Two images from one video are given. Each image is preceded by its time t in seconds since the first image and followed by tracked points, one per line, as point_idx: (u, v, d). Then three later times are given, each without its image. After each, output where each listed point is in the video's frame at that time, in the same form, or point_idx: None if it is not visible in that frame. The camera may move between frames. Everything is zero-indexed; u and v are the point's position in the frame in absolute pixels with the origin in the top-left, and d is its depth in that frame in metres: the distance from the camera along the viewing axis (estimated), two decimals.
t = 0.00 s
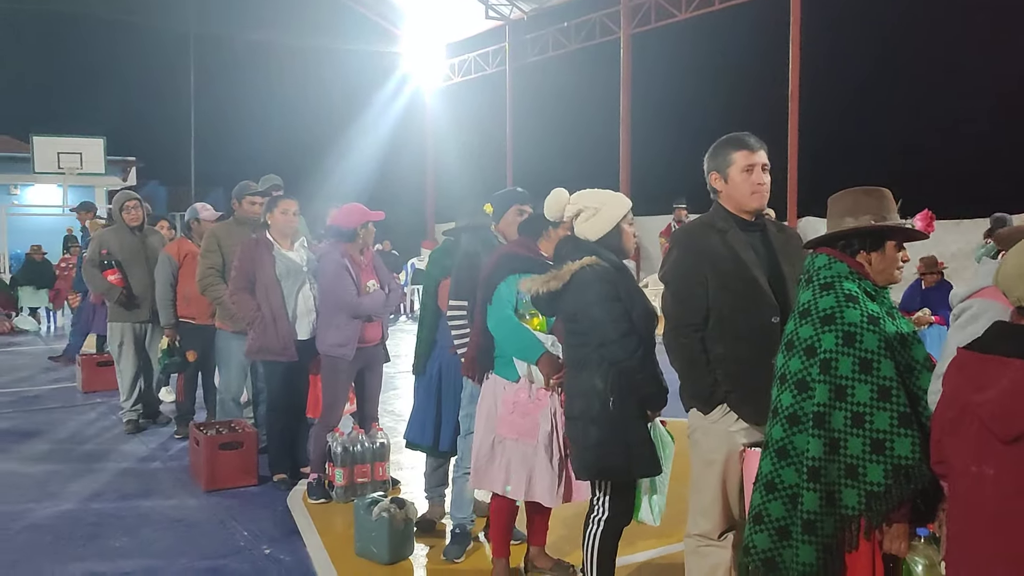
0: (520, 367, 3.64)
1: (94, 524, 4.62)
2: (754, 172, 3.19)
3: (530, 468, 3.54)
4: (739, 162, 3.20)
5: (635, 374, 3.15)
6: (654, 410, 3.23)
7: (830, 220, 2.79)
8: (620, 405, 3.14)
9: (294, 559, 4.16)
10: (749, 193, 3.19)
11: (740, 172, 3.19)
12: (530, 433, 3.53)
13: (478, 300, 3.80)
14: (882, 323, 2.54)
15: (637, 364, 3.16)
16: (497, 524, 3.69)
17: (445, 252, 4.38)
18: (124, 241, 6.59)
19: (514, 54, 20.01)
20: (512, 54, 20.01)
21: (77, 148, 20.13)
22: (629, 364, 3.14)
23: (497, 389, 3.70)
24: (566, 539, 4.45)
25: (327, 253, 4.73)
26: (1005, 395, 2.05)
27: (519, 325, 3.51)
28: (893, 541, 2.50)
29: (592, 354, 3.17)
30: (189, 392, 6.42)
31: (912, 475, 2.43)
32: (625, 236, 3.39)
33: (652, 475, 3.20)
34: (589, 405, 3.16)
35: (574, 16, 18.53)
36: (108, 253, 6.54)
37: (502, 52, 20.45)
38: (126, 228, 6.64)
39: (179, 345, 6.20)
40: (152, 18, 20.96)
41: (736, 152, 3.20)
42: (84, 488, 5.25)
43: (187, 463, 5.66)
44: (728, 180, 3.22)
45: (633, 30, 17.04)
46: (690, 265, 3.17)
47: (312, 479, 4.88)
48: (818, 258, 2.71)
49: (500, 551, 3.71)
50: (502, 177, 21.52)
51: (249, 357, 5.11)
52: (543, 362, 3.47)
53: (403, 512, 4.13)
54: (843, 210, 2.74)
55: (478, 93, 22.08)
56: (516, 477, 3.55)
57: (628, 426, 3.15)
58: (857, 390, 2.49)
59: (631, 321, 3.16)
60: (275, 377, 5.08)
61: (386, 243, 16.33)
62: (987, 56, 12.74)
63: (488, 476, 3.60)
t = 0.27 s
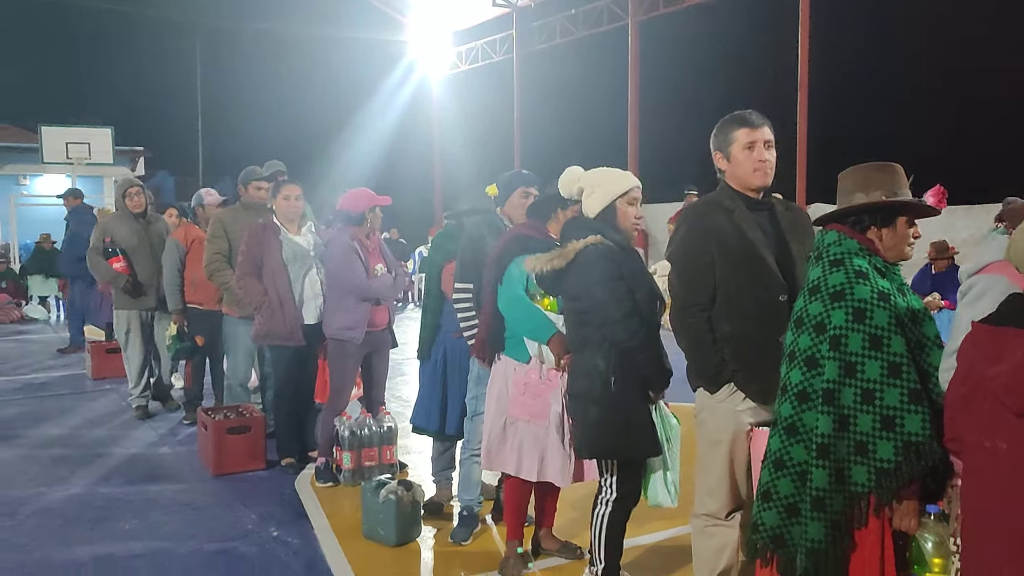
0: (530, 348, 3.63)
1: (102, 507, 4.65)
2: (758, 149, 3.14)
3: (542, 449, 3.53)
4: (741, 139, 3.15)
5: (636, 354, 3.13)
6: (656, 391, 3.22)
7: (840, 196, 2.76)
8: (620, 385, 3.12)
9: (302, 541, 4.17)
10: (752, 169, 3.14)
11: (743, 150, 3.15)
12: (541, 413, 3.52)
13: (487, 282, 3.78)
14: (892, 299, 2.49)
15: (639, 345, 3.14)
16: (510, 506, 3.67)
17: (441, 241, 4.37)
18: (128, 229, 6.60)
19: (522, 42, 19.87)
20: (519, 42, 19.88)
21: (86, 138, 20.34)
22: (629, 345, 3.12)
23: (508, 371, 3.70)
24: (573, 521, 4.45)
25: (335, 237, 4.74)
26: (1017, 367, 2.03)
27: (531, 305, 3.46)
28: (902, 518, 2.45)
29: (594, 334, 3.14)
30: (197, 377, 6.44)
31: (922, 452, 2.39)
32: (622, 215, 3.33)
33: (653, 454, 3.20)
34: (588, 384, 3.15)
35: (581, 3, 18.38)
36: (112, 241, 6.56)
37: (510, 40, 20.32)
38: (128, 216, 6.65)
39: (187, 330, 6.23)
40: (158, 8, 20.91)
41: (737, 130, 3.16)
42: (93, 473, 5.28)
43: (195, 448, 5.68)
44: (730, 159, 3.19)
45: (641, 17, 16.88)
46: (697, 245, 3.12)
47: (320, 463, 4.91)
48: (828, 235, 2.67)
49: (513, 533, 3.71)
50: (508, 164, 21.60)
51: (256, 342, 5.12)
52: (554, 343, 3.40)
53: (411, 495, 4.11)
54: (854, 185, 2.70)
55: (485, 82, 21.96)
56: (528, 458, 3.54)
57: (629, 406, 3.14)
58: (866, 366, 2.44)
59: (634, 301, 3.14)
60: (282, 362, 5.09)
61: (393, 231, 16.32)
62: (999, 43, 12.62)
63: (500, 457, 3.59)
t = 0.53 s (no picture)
0: (536, 336, 3.61)
1: (110, 495, 4.67)
2: (762, 135, 3.12)
3: (548, 436, 3.54)
4: (745, 125, 3.13)
5: (636, 342, 3.13)
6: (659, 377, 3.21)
7: (846, 180, 2.76)
8: (620, 372, 3.14)
9: (309, 528, 4.19)
10: (756, 155, 3.13)
11: (746, 136, 3.13)
12: (548, 401, 3.53)
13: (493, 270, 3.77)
14: (899, 283, 2.49)
15: (639, 331, 3.13)
16: (517, 494, 3.68)
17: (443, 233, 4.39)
18: (132, 219, 6.64)
19: (526, 33, 19.56)
20: (523, 33, 19.57)
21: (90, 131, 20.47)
22: (630, 332, 3.12)
23: (513, 359, 3.68)
24: (577, 509, 4.46)
25: (340, 225, 4.75)
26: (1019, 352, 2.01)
27: (538, 294, 3.46)
28: (909, 503, 2.43)
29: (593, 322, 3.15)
30: (203, 367, 6.46)
31: (929, 436, 2.38)
32: (632, 208, 3.34)
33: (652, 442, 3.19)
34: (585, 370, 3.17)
35: None
36: (116, 232, 6.59)
37: (514, 31, 20.01)
38: (133, 206, 6.67)
39: (194, 321, 6.23)
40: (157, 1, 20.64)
41: (741, 115, 3.14)
42: (101, 461, 5.31)
43: (202, 437, 5.71)
44: (735, 145, 3.17)
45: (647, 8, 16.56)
46: (702, 232, 3.12)
47: (325, 451, 4.93)
48: (835, 219, 2.67)
49: (519, 521, 3.73)
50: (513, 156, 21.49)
51: (262, 331, 5.13)
52: (559, 331, 3.43)
53: (416, 482, 4.14)
54: (860, 168, 2.70)
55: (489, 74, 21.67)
56: (534, 446, 3.55)
57: (629, 393, 3.15)
58: (873, 350, 2.44)
59: (632, 287, 3.14)
60: (289, 351, 5.11)
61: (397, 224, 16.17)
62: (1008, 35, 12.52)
63: (507, 444, 3.60)
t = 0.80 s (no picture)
0: (539, 336, 3.60)
1: (112, 493, 4.67)
2: (767, 134, 3.10)
3: (550, 435, 3.54)
4: (750, 125, 3.12)
5: (635, 344, 3.13)
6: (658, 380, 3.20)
7: (850, 181, 2.74)
8: (618, 372, 3.13)
9: (310, 526, 4.19)
10: (762, 154, 3.11)
11: (752, 135, 3.11)
12: (551, 400, 3.53)
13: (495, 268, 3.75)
14: (903, 283, 2.47)
15: (638, 331, 3.13)
16: (519, 494, 3.67)
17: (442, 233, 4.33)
18: (134, 216, 6.65)
19: (528, 28, 19.52)
20: (526, 29, 19.53)
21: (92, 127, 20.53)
22: (630, 332, 3.13)
23: (516, 357, 3.67)
24: (580, 508, 4.46)
25: (341, 223, 4.74)
26: (1002, 345, 1.88)
27: (541, 294, 3.44)
28: (911, 502, 2.42)
29: (595, 322, 3.14)
30: (204, 364, 6.46)
31: (932, 436, 2.37)
32: (645, 218, 3.27)
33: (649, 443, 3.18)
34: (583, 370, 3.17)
35: None
36: (118, 229, 6.62)
37: (516, 27, 19.98)
38: (136, 203, 6.67)
39: (194, 318, 6.22)
40: None
41: (747, 114, 3.12)
42: (103, 459, 5.31)
43: (204, 435, 5.71)
44: (740, 144, 3.15)
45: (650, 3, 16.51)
46: (704, 230, 3.11)
47: (326, 449, 4.93)
48: (838, 219, 2.65)
49: (520, 519, 3.72)
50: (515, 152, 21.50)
51: (264, 329, 5.12)
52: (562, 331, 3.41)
53: (417, 480, 4.15)
54: (863, 168, 2.70)
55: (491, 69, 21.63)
56: (537, 445, 3.55)
57: (629, 393, 3.15)
58: (877, 350, 2.42)
59: (631, 289, 3.13)
60: (290, 349, 5.11)
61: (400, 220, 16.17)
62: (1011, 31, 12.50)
63: (509, 443, 3.60)
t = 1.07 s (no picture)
0: (543, 336, 3.59)
1: (114, 492, 4.68)
2: (776, 135, 3.10)
3: (553, 435, 3.55)
4: (759, 125, 3.10)
5: (638, 345, 3.13)
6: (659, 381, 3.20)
7: (853, 183, 2.72)
8: (620, 372, 3.12)
9: (312, 525, 4.20)
10: (770, 155, 3.11)
11: (761, 135, 3.10)
12: (553, 402, 3.55)
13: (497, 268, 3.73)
14: (908, 284, 2.46)
15: (641, 332, 3.14)
16: (521, 494, 3.67)
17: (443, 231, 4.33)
18: (137, 213, 6.64)
19: (530, 27, 19.40)
20: (527, 27, 19.40)
21: (93, 125, 20.61)
22: (634, 333, 3.13)
23: (519, 357, 3.67)
24: (582, 507, 4.46)
25: (343, 221, 4.74)
26: None
27: (545, 294, 3.42)
28: (915, 503, 2.42)
29: (599, 323, 3.15)
30: (206, 363, 6.46)
31: (936, 437, 2.37)
32: (661, 224, 3.41)
33: (649, 442, 3.18)
34: (585, 367, 3.16)
35: None
36: (123, 227, 6.59)
37: (518, 25, 19.87)
38: (140, 202, 6.67)
39: (196, 317, 6.24)
40: None
41: (755, 115, 3.10)
42: (105, 457, 5.32)
43: (206, 433, 5.71)
44: (750, 143, 3.13)
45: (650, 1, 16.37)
46: (708, 230, 3.10)
47: (328, 449, 4.94)
48: (843, 220, 2.63)
49: (522, 520, 3.71)
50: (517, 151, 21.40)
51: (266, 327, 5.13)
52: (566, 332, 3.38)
53: (419, 480, 4.15)
54: (868, 169, 2.67)
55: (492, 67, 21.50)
56: (539, 445, 3.56)
57: (630, 395, 3.14)
58: (881, 351, 2.41)
59: (637, 280, 3.14)
60: (293, 348, 5.12)
61: (402, 218, 16.11)
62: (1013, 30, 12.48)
63: (512, 444, 3.59)
